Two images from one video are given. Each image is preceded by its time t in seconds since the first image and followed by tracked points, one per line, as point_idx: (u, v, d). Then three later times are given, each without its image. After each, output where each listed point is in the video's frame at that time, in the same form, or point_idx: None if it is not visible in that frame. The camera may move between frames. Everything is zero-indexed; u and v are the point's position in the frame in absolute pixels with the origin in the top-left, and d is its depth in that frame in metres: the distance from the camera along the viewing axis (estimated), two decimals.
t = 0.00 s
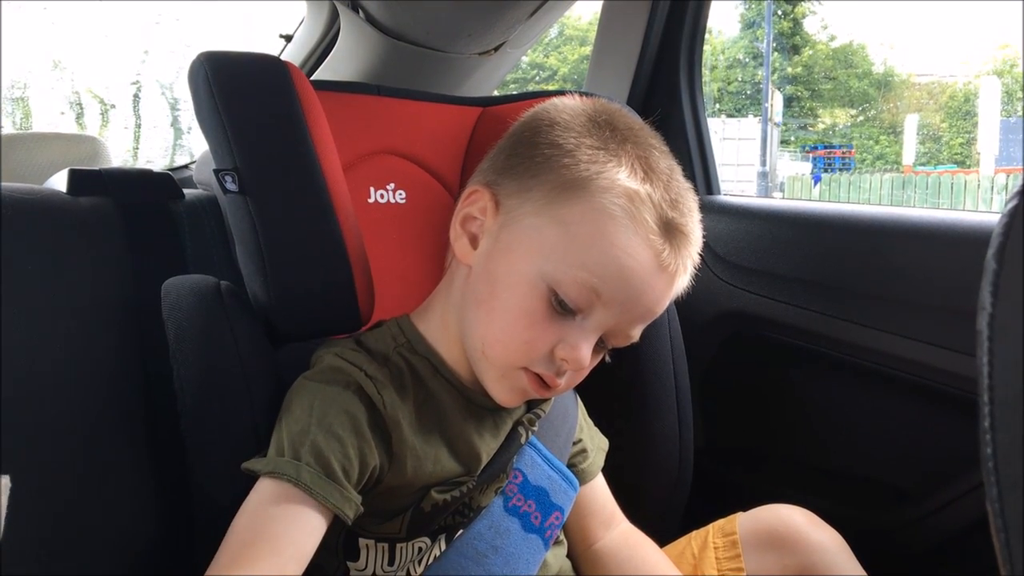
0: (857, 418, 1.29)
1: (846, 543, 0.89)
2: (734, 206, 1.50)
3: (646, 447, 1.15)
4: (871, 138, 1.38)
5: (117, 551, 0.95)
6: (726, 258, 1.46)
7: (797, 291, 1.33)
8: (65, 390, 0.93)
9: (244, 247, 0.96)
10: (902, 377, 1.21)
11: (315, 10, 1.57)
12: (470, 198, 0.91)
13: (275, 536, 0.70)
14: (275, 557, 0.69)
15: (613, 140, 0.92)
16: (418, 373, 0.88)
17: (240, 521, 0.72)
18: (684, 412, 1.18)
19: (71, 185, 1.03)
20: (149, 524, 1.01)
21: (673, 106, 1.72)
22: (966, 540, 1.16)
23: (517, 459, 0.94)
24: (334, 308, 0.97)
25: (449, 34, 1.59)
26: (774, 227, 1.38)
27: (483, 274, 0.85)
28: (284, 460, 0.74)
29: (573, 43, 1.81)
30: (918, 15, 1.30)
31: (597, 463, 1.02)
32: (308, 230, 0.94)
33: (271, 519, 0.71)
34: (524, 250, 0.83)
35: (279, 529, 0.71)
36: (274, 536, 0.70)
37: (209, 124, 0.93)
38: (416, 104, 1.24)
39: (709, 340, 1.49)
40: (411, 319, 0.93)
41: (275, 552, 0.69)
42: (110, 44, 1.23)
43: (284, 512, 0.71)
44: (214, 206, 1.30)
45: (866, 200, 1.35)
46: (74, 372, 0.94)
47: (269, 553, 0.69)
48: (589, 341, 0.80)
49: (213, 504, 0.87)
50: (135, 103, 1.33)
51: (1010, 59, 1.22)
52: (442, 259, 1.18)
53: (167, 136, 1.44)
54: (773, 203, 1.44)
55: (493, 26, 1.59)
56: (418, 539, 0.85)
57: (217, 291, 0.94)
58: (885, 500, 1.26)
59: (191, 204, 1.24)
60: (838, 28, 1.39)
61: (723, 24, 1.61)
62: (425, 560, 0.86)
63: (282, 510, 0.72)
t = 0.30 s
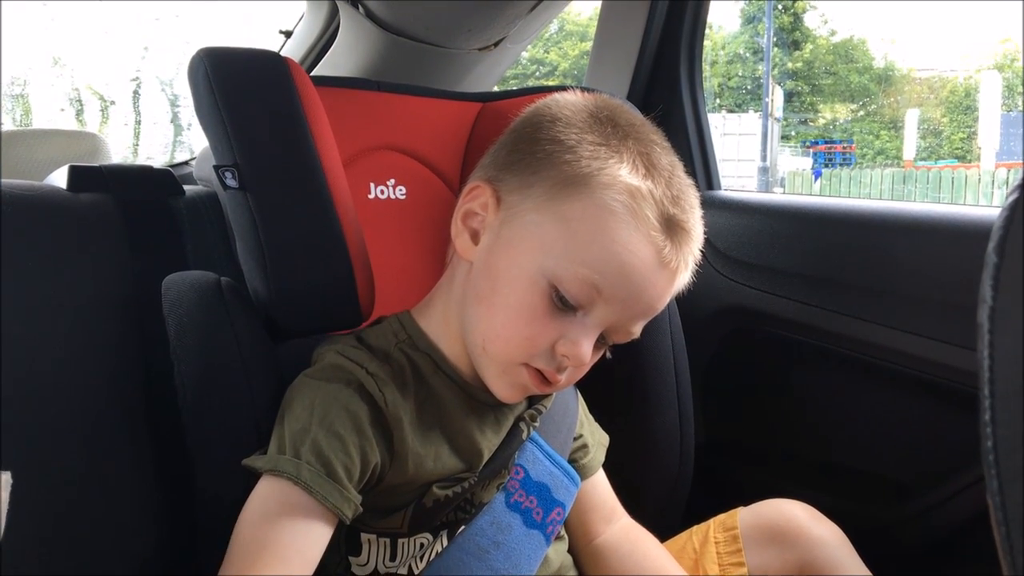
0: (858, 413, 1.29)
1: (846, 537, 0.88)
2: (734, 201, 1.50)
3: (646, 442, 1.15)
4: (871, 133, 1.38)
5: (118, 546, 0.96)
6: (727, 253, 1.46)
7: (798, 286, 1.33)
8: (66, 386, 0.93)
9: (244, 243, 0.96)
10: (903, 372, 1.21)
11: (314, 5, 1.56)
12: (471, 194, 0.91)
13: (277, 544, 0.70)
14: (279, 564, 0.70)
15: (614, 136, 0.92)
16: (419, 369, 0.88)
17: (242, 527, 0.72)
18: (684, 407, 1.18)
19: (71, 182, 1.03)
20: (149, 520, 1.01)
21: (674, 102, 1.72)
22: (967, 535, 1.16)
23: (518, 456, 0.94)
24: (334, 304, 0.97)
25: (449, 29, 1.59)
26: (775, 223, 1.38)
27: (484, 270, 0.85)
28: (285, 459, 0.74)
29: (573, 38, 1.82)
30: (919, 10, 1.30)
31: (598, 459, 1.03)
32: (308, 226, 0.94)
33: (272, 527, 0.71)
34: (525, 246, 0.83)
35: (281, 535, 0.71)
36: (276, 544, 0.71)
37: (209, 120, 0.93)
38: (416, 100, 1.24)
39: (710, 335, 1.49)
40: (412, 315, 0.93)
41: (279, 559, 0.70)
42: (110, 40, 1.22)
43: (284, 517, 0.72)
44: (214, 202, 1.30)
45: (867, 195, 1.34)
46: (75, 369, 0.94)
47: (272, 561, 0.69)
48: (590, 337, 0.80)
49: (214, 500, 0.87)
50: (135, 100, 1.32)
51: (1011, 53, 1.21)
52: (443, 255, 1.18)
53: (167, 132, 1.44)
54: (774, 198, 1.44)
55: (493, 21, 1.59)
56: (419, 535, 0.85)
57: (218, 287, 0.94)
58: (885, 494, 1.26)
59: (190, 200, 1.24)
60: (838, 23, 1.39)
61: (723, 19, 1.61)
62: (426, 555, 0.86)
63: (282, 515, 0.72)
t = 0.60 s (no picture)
0: (858, 406, 1.29)
1: (847, 529, 0.89)
2: (735, 194, 1.50)
3: (647, 435, 1.15)
4: (872, 125, 1.38)
5: (118, 541, 0.96)
6: (727, 246, 1.46)
7: (798, 279, 1.33)
8: (67, 381, 0.93)
9: (244, 236, 0.96)
10: (904, 365, 1.21)
11: None
12: (470, 187, 0.91)
13: (282, 541, 0.71)
14: (284, 561, 0.70)
15: (614, 130, 0.92)
16: (419, 363, 0.88)
17: (247, 522, 0.72)
18: (685, 400, 1.18)
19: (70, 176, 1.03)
20: (150, 513, 1.01)
21: (675, 95, 1.71)
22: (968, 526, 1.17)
23: (518, 449, 0.94)
24: (334, 298, 0.97)
25: (449, 22, 1.59)
26: (776, 216, 1.38)
27: (484, 263, 0.85)
28: (286, 453, 0.75)
29: (574, 31, 1.80)
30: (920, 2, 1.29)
31: (598, 452, 1.03)
32: (308, 220, 0.94)
33: (278, 523, 0.71)
34: (525, 239, 0.82)
35: (285, 531, 0.71)
36: (282, 539, 0.71)
37: (208, 114, 0.93)
38: (415, 93, 1.23)
39: (710, 329, 1.49)
40: (412, 309, 0.93)
41: (286, 556, 0.70)
42: (108, 34, 1.27)
43: (288, 513, 0.72)
44: (214, 196, 1.30)
45: (868, 187, 1.35)
46: (76, 362, 0.94)
47: (279, 558, 0.70)
48: (589, 331, 0.80)
49: (215, 495, 0.87)
50: (134, 95, 1.34)
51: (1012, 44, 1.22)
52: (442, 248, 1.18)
53: (167, 128, 1.41)
54: (774, 190, 1.44)
55: (493, 14, 1.58)
56: (420, 528, 0.85)
57: (218, 280, 0.94)
58: (885, 487, 1.26)
59: (190, 195, 1.24)
60: (839, 15, 1.39)
61: (724, 11, 1.60)
62: (427, 549, 0.87)
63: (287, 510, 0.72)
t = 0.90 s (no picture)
0: (858, 400, 1.30)
1: (847, 523, 0.89)
2: (735, 188, 1.50)
3: (647, 429, 1.16)
4: (872, 119, 1.38)
5: (118, 535, 0.96)
6: (728, 241, 1.46)
7: (798, 273, 1.33)
8: (68, 375, 0.93)
9: (244, 231, 0.96)
10: (903, 358, 1.21)
11: None
12: (471, 180, 0.91)
13: (288, 533, 0.71)
14: (290, 553, 0.70)
15: (615, 122, 0.92)
16: (420, 355, 0.88)
17: (252, 512, 0.72)
18: (685, 394, 1.18)
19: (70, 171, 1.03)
20: (150, 507, 1.01)
21: (675, 89, 1.71)
22: (966, 520, 1.17)
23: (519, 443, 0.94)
24: (334, 292, 0.97)
25: (449, 17, 1.59)
26: (777, 210, 1.38)
27: (485, 256, 0.85)
28: (288, 445, 0.75)
29: (573, 25, 1.80)
30: None
31: (599, 446, 1.03)
32: (308, 214, 0.94)
33: (284, 514, 0.71)
34: (526, 231, 0.82)
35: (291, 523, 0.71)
36: (287, 531, 0.71)
37: (208, 109, 0.93)
38: (415, 88, 1.23)
39: (711, 323, 1.49)
40: (412, 302, 0.93)
41: (291, 548, 0.70)
42: (108, 32, 1.27)
43: (293, 505, 0.72)
44: (214, 191, 1.30)
45: (868, 181, 1.35)
46: (76, 357, 0.95)
47: (285, 550, 0.70)
48: (589, 323, 0.80)
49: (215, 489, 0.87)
50: (133, 90, 1.33)
51: (1012, 37, 1.21)
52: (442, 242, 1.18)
53: (166, 123, 1.40)
54: (775, 184, 1.44)
55: (493, 8, 1.58)
56: (421, 521, 0.85)
57: (218, 275, 0.94)
58: (885, 480, 1.27)
59: (190, 189, 1.24)
60: (839, 9, 1.39)
61: (724, 5, 1.59)
62: (428, 543, 0.86)
63: (293, 502, 0.72)
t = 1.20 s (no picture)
0: (857, 394, 1.30)
1: (847, 517, 0.89)
2: (735, 183, 1.50)
3: (647, 424, 1.16)
4: (872, 114, 1.38)
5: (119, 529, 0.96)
6: (727, 236, 1.46)
7: (798, 268, 1.33)
8: (69, 371, 0.93)
9: (244, 226, 0.96)
10: (903, 353, 1.21)
11: None
12: (472, 175, 0.91)
13: (296, 522, 0.70)
14: (300, 540, 0.70)
15: (617, 119, 0.91)
16: (420, 350, 0.88)
17: (261, 506, 0.72)
18: (685, 389, 1.18)
19: (70, 166, 1.03)
20: (151, 501, 1.01)
21: (675, 83, 1.71)
22: (965, 514, 1.17)
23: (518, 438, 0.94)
24: (334, 287, 0.97)
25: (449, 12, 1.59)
26: (776, 205, 1.38)
27: (485, 251, 0.85)
28: (292, 439, 0.75)
29: (573, 19, 1.79)
30: None
31: (598, 440, 1.03)
32: (308, 209, 0.94)
33: (294, 501, 0.71)
34: (527, 227, 0.82)
35: (299, 512, 0.71)
36: (298, 518, 0.71)
37: (208, 104, 0.93)
38: (414, 83, 1.23)
39: (710, 318, 1.49)
40: (412, 296, 0.93)
41: (300, 536, 0.70)
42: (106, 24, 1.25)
43: (301, 495, 0.72)
44: (214, 186, 1.30)
45: (867, 176, 1.35)
46: (77, 353, 0.95)
47: (292, 538, 0.69)
48: (589, 319, 0.80)
49: (217, 483, 0.87)
50: (133, 84, 1.33)
51: (1013, 32, 1.21)
52: (442, 237, 1.18)
53: (165, 117, 1.41)
54: (775, 179, 1.44)
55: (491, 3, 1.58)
56: (421, 516, 0.85)
57: (218, 270, 0.94)
58: (884, 475, 1.27)
59: (190, 184, 1.24)
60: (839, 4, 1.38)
61: None
62: (428, 537, 0.87)
63: (301, 491, 0.72)
